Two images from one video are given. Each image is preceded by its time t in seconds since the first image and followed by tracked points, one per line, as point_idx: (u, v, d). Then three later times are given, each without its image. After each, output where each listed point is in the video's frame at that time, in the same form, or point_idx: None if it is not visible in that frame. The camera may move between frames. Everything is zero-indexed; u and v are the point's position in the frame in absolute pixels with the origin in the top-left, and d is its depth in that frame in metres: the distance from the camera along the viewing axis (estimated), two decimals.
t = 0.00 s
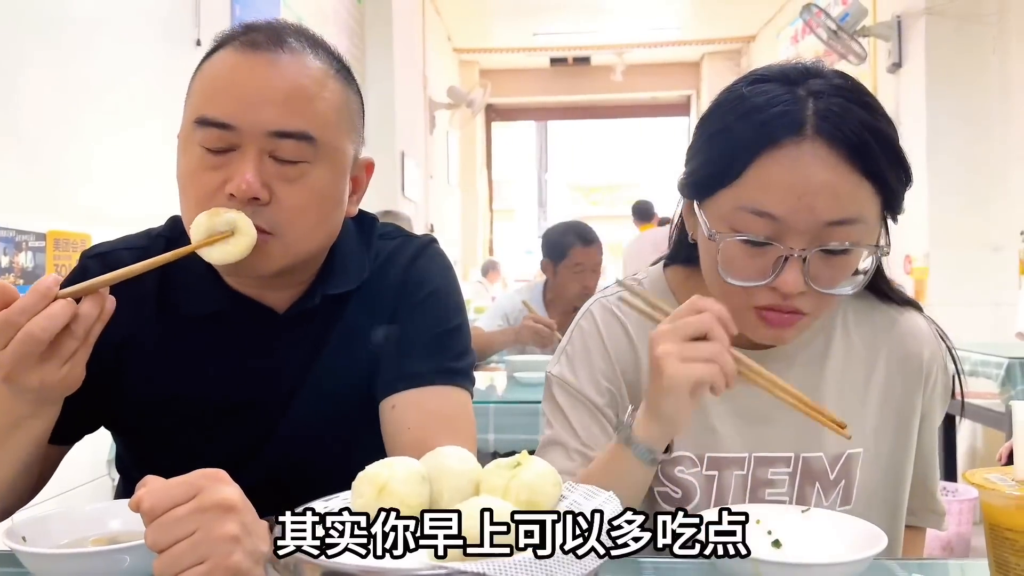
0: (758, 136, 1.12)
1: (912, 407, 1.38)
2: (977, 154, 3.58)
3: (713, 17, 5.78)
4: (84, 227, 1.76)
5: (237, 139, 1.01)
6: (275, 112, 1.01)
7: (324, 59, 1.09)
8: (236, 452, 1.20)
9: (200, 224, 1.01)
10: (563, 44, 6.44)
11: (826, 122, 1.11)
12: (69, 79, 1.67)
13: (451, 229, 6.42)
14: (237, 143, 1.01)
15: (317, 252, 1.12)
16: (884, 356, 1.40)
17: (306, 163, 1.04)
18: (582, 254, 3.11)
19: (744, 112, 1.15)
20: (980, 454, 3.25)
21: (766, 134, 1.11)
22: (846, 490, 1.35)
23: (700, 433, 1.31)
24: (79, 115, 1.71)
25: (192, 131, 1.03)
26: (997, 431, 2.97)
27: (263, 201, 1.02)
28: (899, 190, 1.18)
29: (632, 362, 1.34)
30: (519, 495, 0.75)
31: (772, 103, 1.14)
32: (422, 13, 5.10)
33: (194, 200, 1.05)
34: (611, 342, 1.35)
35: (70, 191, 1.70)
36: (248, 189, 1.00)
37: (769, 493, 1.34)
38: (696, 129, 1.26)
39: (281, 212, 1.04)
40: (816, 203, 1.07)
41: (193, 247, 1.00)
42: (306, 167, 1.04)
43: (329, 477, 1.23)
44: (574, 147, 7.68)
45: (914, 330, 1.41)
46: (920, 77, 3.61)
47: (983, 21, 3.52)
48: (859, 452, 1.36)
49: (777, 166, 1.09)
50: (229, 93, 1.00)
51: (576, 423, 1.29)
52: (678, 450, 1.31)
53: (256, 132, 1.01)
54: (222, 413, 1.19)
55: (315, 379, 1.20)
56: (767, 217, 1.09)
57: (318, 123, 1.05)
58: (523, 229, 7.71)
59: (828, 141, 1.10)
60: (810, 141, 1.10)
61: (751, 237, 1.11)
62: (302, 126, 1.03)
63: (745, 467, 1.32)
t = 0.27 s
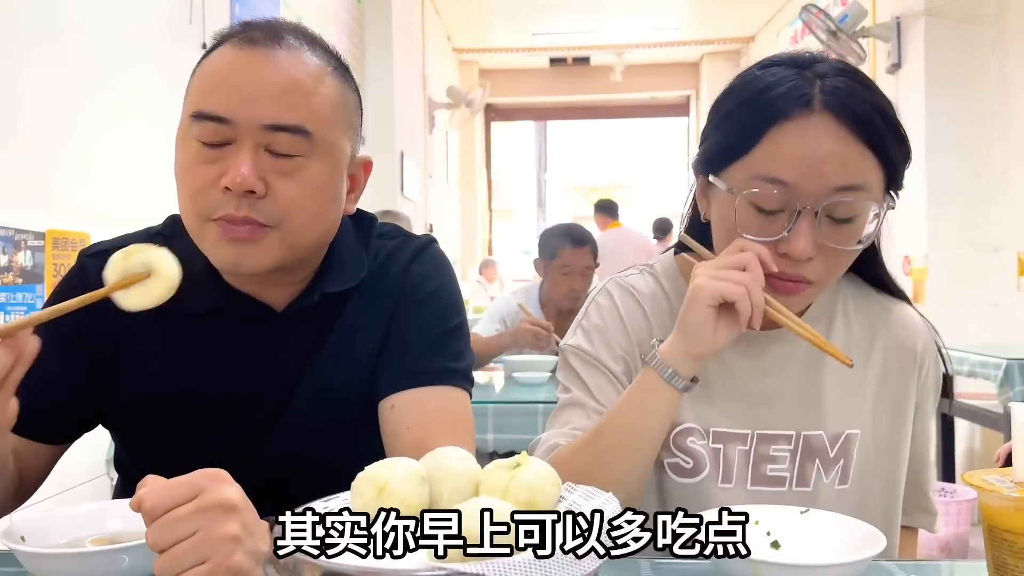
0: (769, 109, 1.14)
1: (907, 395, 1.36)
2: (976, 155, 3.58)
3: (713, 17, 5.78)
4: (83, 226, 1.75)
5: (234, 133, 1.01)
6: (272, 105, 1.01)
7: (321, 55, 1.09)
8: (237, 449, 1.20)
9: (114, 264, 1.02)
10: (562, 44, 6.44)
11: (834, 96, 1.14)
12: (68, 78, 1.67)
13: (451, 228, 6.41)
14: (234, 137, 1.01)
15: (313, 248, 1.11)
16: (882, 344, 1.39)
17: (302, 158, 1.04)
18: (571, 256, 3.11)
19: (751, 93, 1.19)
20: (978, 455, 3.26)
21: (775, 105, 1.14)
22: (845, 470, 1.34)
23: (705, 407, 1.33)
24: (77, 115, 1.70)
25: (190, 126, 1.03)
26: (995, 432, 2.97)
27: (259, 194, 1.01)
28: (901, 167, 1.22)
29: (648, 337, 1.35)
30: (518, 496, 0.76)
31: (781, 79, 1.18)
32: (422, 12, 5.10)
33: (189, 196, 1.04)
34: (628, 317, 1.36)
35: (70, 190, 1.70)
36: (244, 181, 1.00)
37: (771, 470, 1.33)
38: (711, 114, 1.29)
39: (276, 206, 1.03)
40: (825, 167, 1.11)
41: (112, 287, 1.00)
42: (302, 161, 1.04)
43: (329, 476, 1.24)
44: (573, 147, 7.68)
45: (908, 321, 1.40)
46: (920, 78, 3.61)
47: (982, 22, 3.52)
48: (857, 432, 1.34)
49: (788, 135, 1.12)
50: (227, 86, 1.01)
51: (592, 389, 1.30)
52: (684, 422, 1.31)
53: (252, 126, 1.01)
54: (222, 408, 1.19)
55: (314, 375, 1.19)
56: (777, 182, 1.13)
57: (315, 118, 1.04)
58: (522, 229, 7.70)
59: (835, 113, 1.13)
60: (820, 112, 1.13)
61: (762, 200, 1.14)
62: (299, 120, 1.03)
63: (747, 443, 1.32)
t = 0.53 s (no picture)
0: (787, 90, 1.20)
1: (908, 387, 1.36)
2: (975, 156, 3.59)
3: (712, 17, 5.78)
4: (83, 225, 1.75)
5: (238, 129, 1.01)
6: (275, 101, 1.01)
7: (325, 53, 1.10)
8: (241, 449, 1.20)
9: None
10: (562, 44, 6.43)
11: (849, 77, 1.19)
12: (68, 78, 1.67)
13: (450, 228, 6.41)
14: (236, 134, 1.02)
15: (315, 247, 1.11)
16: (884, 337, 1.39)
17: (303, 154, 1.04)
18: (567, 257, 3.09)
19: (765, 75, 1.24)
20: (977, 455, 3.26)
21: (793, 84, 1.20)
22: (847, 458, 1.34)
23: (713, 393, 1.33)
24: (77, 114, 1.70)
25: (192, 123, 1.04)
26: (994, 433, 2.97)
27: (262, 189, 1.01)
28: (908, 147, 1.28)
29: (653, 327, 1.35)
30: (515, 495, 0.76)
31: (796, 62, 1.23)
32: (421, 12, 5.10)
33: (194, 196, 1.04)
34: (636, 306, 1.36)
35: (70, 189, 1.70)
36: (246, 177, 0.99)
37: (777, 455, 1.32)
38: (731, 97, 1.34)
39: (278, 203, 1.03)
40: (838, 142, 1.17)
41: None
42: (303, 158, 1.04)
43: (330, 472, 1.24)
44: (572, 147, 7.68)
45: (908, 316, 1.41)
46: (920, 78, 3.61)
47: (981, 23, 3.53)
48: (859, 423, 1.34)
49: (803, 110, 1.18)
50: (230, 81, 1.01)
51: (599, 377, 1.30)
52: (690, 407, 1.31)
53: (254, 122, 1.01)
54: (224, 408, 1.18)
55: (317, 369, 1.19)
56: (792, 154, 1.19)
57: (317, 115, 1.05)
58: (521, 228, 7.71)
59: (851, 92, 1.19)
60: (833, 89, 1.19)
61: (777, 170, 1.19)
62: (301, 116, 1.03)
63: (755, 429, 1.32)
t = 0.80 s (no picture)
0: (800, 80, 1.21)
1: (908, 385, 1.37)
2: (975, 157, 3.59)
3: (712, 18, 5.78)
4: (83, 224, 1.75)
5: (214, 125, 1.01)
6: (256, 100, 1.01)
7: (323, 55, 1.09)
8: (243, 448, 1.20)
9: None
10: (562, 44, 6.43)
11: (862, 68, 1.20)
12: (69, 77, 1.67)
13: (450, 227, 6.41)
14: (214, 130, 1.02)
15: (287, 251, 1.09)
16: (886, 334, 1.39)
17: (277, 156, 1.03)
18: (566, 257, 3.09)
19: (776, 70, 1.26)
20: (976, 456, 3.26)
21: (804, 77, 1.21)
22: (847, 453, 1.34)
23: (717, 388, 1.33)
24: (78, 113, 1.70)
25: (181, 118, 1.05)
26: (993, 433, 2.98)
27: (226, 187, 1.00)
28: (918, 142, 1.28)
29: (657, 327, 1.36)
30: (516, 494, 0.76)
31: (809, 56, 1.24)
32: (422, 11, 5.10)
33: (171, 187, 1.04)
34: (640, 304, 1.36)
35: (71, 188, 1.70)
36: (212, 172, 0.99)
37: (777, 450, 1.33)
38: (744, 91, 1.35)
39: (241, 203, 1.02)
40: (849, 129, 1.18)
41: None
42: (274, 159, 1.03)
43: (332, 469, 1.24)
44: (572, 147, 7.68)
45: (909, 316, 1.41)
46: (919, 78, 3.61)
47: (980, 24, 3.53)
48: (858, 419, 1.34)
49: (815, 99, 1.19)
50: (217, 78, 1.01)
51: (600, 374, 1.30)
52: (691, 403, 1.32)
53: (230, 120, 1.01)
54: (224, 408, 1.18)
55: (319, 366, 1.19)
56: (806, 139, 1.19)
57: (297, 117, 1.04)
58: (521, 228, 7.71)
59: (862, 84, 1.19)
60: (845, 80, 1.19)
61: (790, 154, 1.20)
62: (279, 117, 1.02)
63: (756, 423, 1.32)
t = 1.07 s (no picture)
0: (806, 83, 1.21)
1: (908, 388, 1.37)
2: (974, 158, 3.60)
3: (713, 18, 5.78)
4: (84, 223, 1.75)
5: (235, 134, 1.01)
6: (275, 106, 1.01)
7: (324, 56, 1.09)
8: (245, 450, 1.20)
9: None
10: (562, 44, 6.43)
11: (868, 70, 1.20)
12: (70, 76, 1.67)
13: (450, 228, 6.41)
14: (235, 138, 1.01)
15: (315, 249, 1.11)
16: (887, 336, 1.39)
17: (302, 159, 1.04)
18: (565, 256, 3.10)
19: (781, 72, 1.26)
20: (976, 456, 3.26)
21: (811, 77, 1.21)
22: (846, 455, 1.34)
23: (718, 390, 1.33)
24: (78, 113, 1.70)
25: (193, 127, 1.03)
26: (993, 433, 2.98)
27: (259, 196, 1.01)
28: (923, 142, 1.29)
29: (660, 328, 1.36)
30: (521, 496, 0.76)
31: (814, 57, 1.24)
32: (422, 11, 5.10)
33: (194, 198, 1.04)
34: (642, 305, 1.36)
35: (72, 188, 1.70)
36: (244, 182, 0.99)
37: (779, 451, 1.33)
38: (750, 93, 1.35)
39: (277, 209, 1.03)
40: (857, 129, 1.18)
41: None
42: (302, 162, 1.03)
43: (333, 470, 1.24)
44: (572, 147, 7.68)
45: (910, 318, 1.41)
46: (919, 79, 3.61)
47: (980, 25, 3.54)
48: (858, 421, 1.35)
49: (823, 100, 1.19)
50: (227, 85, 1.00)
51: (602, 375, 1.31)
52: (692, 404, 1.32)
53: (253, 127, 1.01)
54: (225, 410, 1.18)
55: (322, 367, 1.20)
56: (813, 139, 1.19)
57: (316, 119, 1.04)
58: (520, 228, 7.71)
59: (870, 85, 1.19)
60: (853, 80, 1.20)
61: (797, 155, 1.20)
62: (301, 120, 1.03)
63: (758, 425, 1.32)
